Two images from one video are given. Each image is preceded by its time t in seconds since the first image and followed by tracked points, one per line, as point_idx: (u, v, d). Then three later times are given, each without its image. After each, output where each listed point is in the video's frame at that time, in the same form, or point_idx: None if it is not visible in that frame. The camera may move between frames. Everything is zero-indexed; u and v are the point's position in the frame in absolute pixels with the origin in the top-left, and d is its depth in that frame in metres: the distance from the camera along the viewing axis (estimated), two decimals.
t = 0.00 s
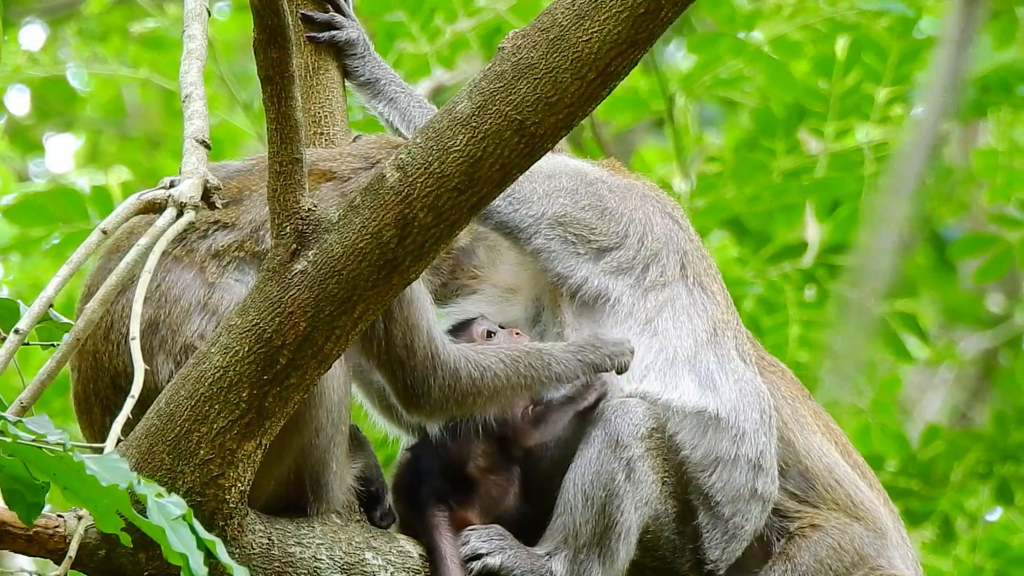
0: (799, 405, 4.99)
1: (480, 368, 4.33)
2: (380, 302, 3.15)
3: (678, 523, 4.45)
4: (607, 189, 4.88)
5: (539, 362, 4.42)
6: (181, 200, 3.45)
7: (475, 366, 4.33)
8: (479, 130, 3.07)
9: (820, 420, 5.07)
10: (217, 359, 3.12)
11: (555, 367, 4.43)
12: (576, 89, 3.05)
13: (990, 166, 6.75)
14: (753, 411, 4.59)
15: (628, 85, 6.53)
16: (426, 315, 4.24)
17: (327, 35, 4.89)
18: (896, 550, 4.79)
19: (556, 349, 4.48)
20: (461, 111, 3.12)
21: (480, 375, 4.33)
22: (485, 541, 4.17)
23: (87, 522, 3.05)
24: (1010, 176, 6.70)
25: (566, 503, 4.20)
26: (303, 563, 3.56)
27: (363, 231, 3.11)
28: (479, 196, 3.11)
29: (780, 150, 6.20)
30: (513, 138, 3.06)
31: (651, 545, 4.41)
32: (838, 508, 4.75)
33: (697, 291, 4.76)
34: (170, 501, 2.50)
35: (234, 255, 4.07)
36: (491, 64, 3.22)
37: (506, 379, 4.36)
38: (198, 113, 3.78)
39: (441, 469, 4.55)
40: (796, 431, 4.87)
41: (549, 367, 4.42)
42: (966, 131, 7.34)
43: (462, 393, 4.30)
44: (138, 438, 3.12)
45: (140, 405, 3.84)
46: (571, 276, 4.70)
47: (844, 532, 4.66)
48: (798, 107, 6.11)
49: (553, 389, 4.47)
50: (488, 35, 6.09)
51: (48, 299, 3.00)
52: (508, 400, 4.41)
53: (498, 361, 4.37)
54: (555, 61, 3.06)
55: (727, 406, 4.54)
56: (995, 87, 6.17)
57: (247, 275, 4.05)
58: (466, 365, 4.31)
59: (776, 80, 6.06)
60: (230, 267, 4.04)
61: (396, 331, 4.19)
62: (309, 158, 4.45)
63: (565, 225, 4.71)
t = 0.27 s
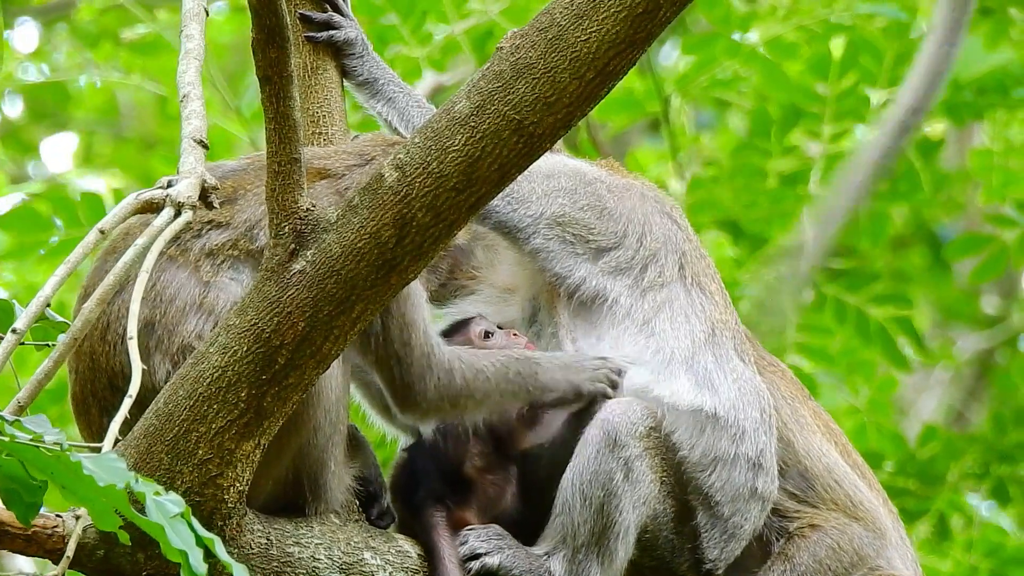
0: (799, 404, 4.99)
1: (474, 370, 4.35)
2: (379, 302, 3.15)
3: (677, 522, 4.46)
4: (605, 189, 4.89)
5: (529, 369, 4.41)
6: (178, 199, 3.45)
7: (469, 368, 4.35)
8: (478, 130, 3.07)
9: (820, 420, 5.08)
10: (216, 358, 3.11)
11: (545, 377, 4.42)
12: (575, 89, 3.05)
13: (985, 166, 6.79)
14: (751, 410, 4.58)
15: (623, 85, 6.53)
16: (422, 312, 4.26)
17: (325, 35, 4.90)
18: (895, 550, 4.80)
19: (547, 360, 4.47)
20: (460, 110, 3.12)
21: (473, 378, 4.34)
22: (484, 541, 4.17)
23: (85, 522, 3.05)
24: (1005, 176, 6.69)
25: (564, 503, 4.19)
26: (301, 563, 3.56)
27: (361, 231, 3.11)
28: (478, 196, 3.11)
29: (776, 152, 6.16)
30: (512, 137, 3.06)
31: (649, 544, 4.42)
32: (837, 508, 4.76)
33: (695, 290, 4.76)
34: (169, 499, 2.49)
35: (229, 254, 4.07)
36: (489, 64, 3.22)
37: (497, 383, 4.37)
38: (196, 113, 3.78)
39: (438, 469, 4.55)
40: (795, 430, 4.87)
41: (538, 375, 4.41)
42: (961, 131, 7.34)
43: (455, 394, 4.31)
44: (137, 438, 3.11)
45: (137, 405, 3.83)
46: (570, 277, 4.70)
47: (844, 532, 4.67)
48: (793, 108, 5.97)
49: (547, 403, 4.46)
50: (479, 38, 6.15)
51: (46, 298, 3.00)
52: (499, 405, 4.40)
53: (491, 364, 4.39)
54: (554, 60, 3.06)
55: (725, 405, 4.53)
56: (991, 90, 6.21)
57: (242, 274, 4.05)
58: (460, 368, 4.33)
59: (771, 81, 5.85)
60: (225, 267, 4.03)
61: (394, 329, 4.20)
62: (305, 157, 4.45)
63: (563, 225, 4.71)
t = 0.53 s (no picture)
0: (798, 405, 5.00)
1: (459, 371, 4.40)
2: (377, 302, 3.15)
3: (675, 522, 4.47)
4: (602, 188, 4.89)
5: (507, 370, 4.50)
6: (176, 200, 3.45)
7: (455, 369, 4.39)
8: (476, 130, 3.08)
9: (819, 421, 5.08)
10: (214, 359, 3.11)
11: (523, 377, 4.51)
12: (573, 89, 3.05)
13: (981, 166, 6.77)
14: (749, 410, 4.59)
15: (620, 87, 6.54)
16: (415, 316, 4.27)
17: (323, 35, 4.91)
18: (893, 551, 4.80)
19: (523, 362, 4.55)
20: (458, 111, 3.12)
21: (460, 379, 4.38)
22: (482, 541, 4.16)
23: (82, 522, 3.05)
24: (1001, 177, 6.70)
25: (562, 502, 4.19)
26: (300, 563, 3.56)
27: (360, 231, 3.11)
28: (476, 196, 3.11)
29: (771, 153, 6.25)
30: (510, 137, 3.06)
31: (648, 544, 4.43)
32: (835, 508, 4.77)
33: (693, 291, 4.76)
34: (164, 502, 2.49)
35: (225, 254, 4.07)
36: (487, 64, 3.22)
37: (480, 384, 4.43)
38: (193, 113, 3.78)
39: (435, 469, 4.55)
40: (794, 430, 4.87)
41: (516, 375, 4.50)
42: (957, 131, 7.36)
43: (445, 396, 4.34)
44: (135, 438, 3.11)
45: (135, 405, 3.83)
46: (565, 278, 4.71)
47: (842, 532, 4.67)
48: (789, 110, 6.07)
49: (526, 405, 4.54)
50: (473, 41, 6.17)
51: (43, 298, 3.00)
52: (485, 406, 4.45)
53: (473, 364, 4.45)
54: (552, 61, 3.06)
55: (722, 406, 4.53)
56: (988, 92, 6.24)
57: (238, 274, 4.05)
58: (447, 371, 4.36)
59: (765, 83, 6.00)
60: (222, 267, 4.03)
61: (388, 330, 4.20)
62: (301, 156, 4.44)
63: (559, 225, 4.70)
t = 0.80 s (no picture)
0: (798, 406, 5.00)
1: (456, 372, 4.40)
2: (376, 302, 3.15)
3: (673, 522, 4.47)
4: (601, 187, 4.90)
5: (506, 371, 4.51)
6: (174, 200, 3.44)
7: (452, 371, 4.40)
8: (475, 130, 3.08)
9: (819, 422, 5.08)
10: (213, 358, 3.12)
11: (523, 378, 4.53)
12: (572, 88, 3.05)
13: (973, 165, 6.76)
14: (748, 410, 4.59)
15: (617, 88, 6.55)
16: (413, 318, 4.28)
17: (322, 35, 4.91)
18: (893, 553, 4.80)
19: (522, 363, 4.57)
20: (457, 110, 3.12)
21: (457, 380, 4.39)
22: (480, 541, 4.16)
23: (80, 522, 3.05)
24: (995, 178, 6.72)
25: (560, 502, 4.19)
26: (298, 563, 3.56)
27: (358, 231, 3.11)
28: (475, 196, 3.11)
29: (766, 155, 6.29)
30: (509, 138, 3.06)
31: (646, 544, 4.43)
32: (835, 509, 4.77)
33: (692, 291, 4.76)
34: (165, 500, 2.49)
35: (224, 255, 4.07)
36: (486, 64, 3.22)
37: (478, 386, 4.44)
38: (192, 114, 3.78)
39: (433, 469, 4.56)
40: (794, 431, 4.87)
41: (516, 377, 4.52)
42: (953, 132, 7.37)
43: (441, 397, 4.34)
44: (134, 438, 3.12)
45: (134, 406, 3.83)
46: (565, 279, 4.72)
47: (841, 533, 4.67)
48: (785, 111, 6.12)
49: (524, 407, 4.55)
50: (469, 47, 6.19)
51: (41, 299, 3.00)
52: (482, 407, 4.46)
53: (471, 366, 4.46)
54: (550, 61, 3.06)
55: (720, 406, 4.53)
56: (985, 96, 6.15)
57: (237, 275, 4.05)
58: (444, 372, 4.36)
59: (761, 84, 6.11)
60: (221, 267, 4.03)
61: (386, 331, 4.21)
62: (300, 156, 4.44)
63: (559, 225, 4.71)
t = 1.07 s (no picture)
0: (798, 407, 5.00)
1: (458, 379, 4.34)
2: (374, 302, 3.15)
3: (672, 522, 4.47)
4: (599, 187, 4.91)
5: (518, 375, 4.42)
6: (172, 200, 3.44)
7: (453, 377, 4.35)
8: (473, 130, 3.08)
9: (818, 422, 5.09)
10: (211, 359, 3.12)
11: (534, 382, 4.44)
12: (570, 88, 3.05)
13: (966, 169, 6.80)
14: (746, 411, 4.59)
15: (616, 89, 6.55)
16: (408, 316, 4.29)
17: (320, 35, 4.92)
18: (893, 555, 4.80)
19: (536, 363, 4.47)
20: (455, 110, 3.12)
21: (457, 387, 4.34)
22: (479, 541, 4.16)
23: (78, 523, 3.05)
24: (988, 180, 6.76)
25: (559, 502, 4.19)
26: (297, 563, 3.56)
27: (357, 231, 3.11)
28: (473, 196, 3.11)
29: (762, 158, 6.29)
30: (507, 137, 3.06)
31: (645, 544, 4.43)
32: (833, 510, 4.77)
33: (690, 291, 4.77)
34: (161, 505, 2.49)
35: (225, 255, 4.06)
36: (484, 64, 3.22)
37: (484, 392, 4.37)
38: (190, 114, 3.78)
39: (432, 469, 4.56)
40: (793, 431, 4.87)
41: (527, 381, 4.43)
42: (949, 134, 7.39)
43: (438, 403, 4.32)
44: (132, 439, 3.12)
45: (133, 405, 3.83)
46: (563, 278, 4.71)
47: (840, 534, 4.67)
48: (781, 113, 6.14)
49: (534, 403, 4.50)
50: (464, 51, 6.16)
51: (39, 299, 3.00)
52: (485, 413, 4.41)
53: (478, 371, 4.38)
54: (549, 60, 3.06)
55: (716, 408, 4.52)
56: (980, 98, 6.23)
57: (238, 275, 4.04)
58: (445, 378, 4.33)
59: (756, 87, 6.22)
60: (221, 267, 4.03)
61: (382, 336, 4.23)
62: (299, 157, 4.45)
63: (557, 224, 4.72)
